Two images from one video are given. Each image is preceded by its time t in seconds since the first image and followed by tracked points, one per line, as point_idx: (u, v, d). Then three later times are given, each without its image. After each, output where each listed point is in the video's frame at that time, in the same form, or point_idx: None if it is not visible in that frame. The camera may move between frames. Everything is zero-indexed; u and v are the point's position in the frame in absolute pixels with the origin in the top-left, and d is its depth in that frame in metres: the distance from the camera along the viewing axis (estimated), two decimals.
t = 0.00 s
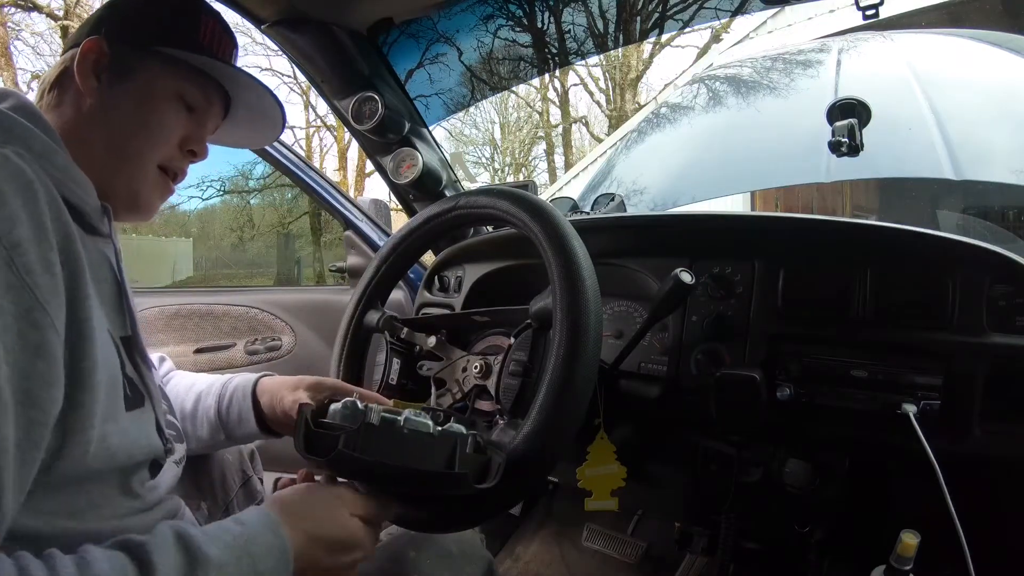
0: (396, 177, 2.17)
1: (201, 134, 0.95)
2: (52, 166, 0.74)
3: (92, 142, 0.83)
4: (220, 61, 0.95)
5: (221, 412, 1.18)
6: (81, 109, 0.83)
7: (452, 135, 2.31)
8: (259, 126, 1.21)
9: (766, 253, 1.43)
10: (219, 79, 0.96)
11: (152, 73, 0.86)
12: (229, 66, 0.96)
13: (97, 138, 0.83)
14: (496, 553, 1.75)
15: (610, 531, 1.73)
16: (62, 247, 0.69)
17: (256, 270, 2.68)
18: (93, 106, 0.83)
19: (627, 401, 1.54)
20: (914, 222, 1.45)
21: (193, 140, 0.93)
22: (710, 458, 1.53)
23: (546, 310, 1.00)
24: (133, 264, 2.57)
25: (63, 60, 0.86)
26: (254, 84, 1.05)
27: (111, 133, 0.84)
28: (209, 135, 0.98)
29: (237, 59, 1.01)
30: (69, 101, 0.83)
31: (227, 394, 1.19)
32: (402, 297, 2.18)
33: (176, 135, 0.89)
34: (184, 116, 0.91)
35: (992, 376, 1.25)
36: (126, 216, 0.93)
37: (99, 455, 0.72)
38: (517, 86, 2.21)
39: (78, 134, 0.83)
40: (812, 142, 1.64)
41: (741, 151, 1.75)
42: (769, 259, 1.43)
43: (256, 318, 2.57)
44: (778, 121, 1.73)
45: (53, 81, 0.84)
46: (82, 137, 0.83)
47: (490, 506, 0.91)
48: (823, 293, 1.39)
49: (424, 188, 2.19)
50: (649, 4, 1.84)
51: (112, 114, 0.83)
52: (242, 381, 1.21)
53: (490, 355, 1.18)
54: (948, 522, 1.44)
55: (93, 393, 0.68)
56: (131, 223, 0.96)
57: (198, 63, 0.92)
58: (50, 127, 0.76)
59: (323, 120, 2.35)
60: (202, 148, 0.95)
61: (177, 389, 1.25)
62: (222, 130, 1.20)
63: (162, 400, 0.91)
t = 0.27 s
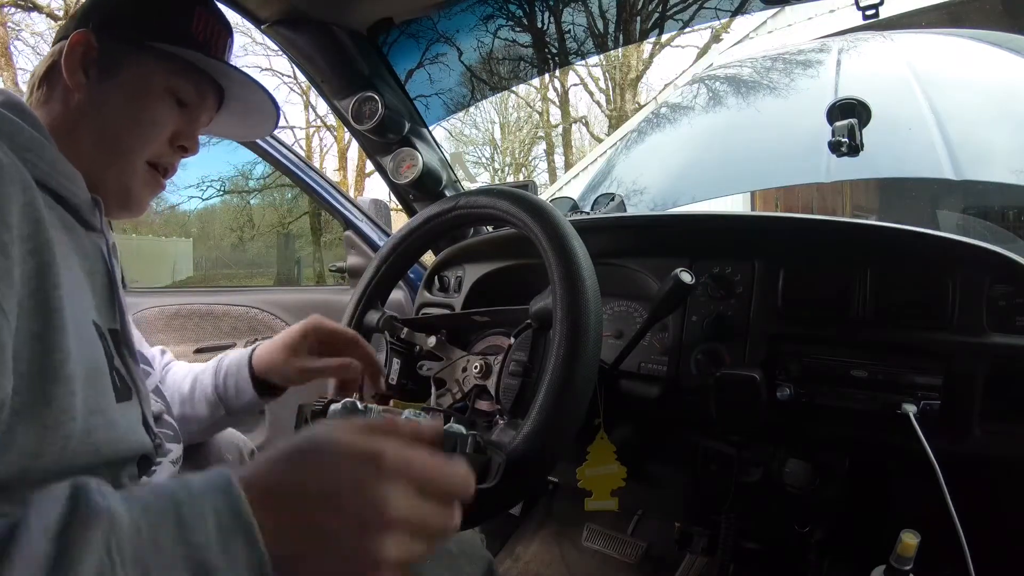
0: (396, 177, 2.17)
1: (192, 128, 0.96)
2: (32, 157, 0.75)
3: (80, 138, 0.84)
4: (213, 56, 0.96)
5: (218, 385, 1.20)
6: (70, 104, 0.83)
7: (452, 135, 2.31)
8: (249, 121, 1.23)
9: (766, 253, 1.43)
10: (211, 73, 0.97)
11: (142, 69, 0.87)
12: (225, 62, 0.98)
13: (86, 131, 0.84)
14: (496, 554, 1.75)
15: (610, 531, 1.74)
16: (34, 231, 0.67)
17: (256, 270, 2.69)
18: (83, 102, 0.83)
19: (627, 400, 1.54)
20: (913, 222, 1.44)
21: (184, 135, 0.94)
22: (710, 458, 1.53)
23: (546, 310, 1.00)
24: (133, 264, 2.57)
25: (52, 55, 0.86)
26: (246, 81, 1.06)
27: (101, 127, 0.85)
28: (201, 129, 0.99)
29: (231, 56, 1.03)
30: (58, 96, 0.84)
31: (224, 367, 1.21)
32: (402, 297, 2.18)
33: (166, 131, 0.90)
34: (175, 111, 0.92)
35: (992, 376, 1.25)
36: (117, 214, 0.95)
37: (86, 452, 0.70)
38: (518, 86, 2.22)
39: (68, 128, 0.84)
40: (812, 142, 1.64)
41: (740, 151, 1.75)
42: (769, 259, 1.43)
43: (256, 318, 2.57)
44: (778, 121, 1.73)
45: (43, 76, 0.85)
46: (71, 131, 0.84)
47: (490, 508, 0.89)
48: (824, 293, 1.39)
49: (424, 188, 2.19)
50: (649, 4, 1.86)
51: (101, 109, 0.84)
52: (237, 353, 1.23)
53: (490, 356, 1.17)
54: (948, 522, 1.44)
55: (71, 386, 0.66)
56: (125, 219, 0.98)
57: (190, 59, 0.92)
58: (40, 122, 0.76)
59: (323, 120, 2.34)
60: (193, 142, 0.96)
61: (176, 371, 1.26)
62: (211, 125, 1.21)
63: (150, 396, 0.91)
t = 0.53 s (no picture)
0: (396, 177, 2.17)
1: (152, 117, 0.91)
2: None
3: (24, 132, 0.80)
4: (173, 43, 0.91)
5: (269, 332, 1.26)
6: (18, 93, 0.80)
7: (452, 134, 2.31)
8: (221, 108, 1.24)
9: (766, 253, 1.43)
10: (175, 61, 0.91)
11: (91, 58, 0.81)
12: (188, 55, 0.94)
13: (31, 121, 0.80)
14: (496, 553, 1.75)
15: (610, 531, 1.74)
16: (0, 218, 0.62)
17: (256, 270, 2.66)
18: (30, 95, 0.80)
19: (626, 400, 1.54)
20: (914, 222, 1.43)
21: (141, 126, 0.89)
22: (710, 458, 1.53)
23: (546, 310, 1.00)
24: (134, 263, 2.67)
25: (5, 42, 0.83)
26: (202, 72, 1.02)
27: (47, 116, 0.80)
28: (162, 115, 0.94)
29: (190, 51, 0.99)
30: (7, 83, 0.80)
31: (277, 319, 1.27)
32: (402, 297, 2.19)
33: (122, 122, 0.86)
34: (133, 103, 0.86)
35: (992, 376, 1.25)
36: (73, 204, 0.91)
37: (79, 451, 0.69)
38: (518, 86, 2.22)
39: (14, 117, 0.80)
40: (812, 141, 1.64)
41: (739, 150, 1.75)
42: (769, 259, 1.43)
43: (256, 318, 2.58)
44: (778, 121, 1.72)
45: None
46: (17, 120, 0.80)
47: (491, 507, 0.90)
48: (824, 293, 1.39)
49: (424, 188, 2.19)
50: (649, 4, 1.84)
51: (48, 98, 0.80)
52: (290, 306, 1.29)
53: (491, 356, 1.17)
54: (948, 522, 1.44)
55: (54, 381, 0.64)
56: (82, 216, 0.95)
57: (151, 47, 0.87)
58: None
59: (323, 120, 2.40)
60: (152, 132, 0.91)
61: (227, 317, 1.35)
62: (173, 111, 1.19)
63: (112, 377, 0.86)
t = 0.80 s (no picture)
0: (396, 177, 2.17)
1: (143, 108, 0.87)
2: None
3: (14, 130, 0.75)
4: (168, 33, 0.88)
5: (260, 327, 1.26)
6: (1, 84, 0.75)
7: (452, 134, 2.31)
8: (214, 95, 1.26)
9: (766, 253, 1.43)
10: (167, 47, 0.87)
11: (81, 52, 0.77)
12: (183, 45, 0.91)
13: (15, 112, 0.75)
14: (496, 553, 1.75)
15: (610, 531, 1.74)
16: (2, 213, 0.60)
17: (256, 270, 2.68)
18: (16, 91, 0.75)
19: (626, 400, 1.54)
20: (914, 222, 1.43)
21: (132, 116, 0.84)
22: (710, 459, 1.53)
23: (546, 309, 1.00)
24: (133, 263, 2.64)
25: None
26: (196, 63, 0.99)
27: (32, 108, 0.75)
28: (153, 102, 0.89)
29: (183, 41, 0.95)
30: None
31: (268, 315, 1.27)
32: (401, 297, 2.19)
33: (113, 114, 0.81)
34: (124, 97, 0.82)
35: (992, 376, 1.25)
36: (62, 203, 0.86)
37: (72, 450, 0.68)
38: (517, 86, 2.23)
39: None
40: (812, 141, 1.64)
41: (739, 150, 1.75)
42: (769, 259, 1.43)
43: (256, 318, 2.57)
44: (779, 120, 1.72)
45: None
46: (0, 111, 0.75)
47: (493, 505, 0.91)
48: (824, 293, 1.39)
49: (424, 188, 2.19)
50: (649, 4, 1.87)
51: (34, 91, 0.75)
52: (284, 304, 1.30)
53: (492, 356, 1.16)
54: (948, 522, 1.44)
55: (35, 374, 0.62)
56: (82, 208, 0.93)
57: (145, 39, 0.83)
58: None
59: (323, 120, 2.37)
60: (144, 122, 0.87)
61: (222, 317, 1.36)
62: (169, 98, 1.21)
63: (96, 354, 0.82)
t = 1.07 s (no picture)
0: (396, 177, 2.17)
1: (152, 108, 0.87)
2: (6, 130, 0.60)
3: (26, 131, 0.74)
4: (179, 33, 0.88)
5: (259, 323, 1.26)
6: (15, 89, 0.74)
7: (452, 135, 2.32)
8: (224, 96, 1.26)
9: (766, 253, 1.43)
10: (178, 48, 0.87)
11: (91, 54, 0.76)
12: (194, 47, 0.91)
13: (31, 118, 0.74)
14: (496, 553, 1.75)
15: (610, 531, 1.74)
16: None
17: (256, 269, 2.65)
18: (29, 94, 0.74)
19: (626, 400, 1.54)
20: (914, 223, 1.43)
21: (142, 118, 0.85)
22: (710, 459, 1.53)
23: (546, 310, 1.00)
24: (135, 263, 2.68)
25: None
26: (205, 65, 1.00)
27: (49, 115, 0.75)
28: (163, 103, 0.90)
29: (195, 42, 0.95)
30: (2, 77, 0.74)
31: (267, 311, 1.26)
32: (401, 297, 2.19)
33: (123, 116, 0.81)
34: (134, 96, 0.82)
35: (992, 376, 1.25)
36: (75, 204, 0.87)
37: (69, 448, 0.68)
38: (517, 86, 2.24)
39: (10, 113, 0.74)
40: (813, 142, 1.64)
41: (740, 150, 1.74)
42: (768, 259, 1.43)
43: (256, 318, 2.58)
44: (779, 120, 1.72)
45: None
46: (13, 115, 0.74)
47: (491, 507, 0.90)
48: (824, 293, 1.39)
49: (424, 188, 2.19)
50: (649, 4, 1.87)
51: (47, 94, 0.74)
52: (281, 298, 1.27)
53: (492, 355, 1.16)
54: (949, 522, 1.44)
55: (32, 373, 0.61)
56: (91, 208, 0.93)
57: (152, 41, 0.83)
58: None
59: (323, 120, 2.40)
60: (154, 123, 0.87)
61: (223, 310, 1.36)
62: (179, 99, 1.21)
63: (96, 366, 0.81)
